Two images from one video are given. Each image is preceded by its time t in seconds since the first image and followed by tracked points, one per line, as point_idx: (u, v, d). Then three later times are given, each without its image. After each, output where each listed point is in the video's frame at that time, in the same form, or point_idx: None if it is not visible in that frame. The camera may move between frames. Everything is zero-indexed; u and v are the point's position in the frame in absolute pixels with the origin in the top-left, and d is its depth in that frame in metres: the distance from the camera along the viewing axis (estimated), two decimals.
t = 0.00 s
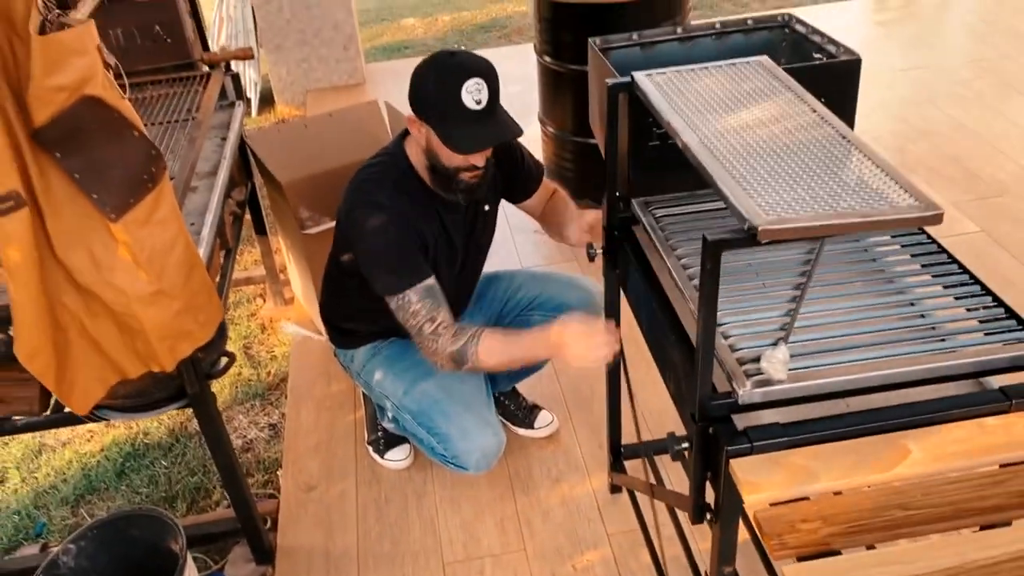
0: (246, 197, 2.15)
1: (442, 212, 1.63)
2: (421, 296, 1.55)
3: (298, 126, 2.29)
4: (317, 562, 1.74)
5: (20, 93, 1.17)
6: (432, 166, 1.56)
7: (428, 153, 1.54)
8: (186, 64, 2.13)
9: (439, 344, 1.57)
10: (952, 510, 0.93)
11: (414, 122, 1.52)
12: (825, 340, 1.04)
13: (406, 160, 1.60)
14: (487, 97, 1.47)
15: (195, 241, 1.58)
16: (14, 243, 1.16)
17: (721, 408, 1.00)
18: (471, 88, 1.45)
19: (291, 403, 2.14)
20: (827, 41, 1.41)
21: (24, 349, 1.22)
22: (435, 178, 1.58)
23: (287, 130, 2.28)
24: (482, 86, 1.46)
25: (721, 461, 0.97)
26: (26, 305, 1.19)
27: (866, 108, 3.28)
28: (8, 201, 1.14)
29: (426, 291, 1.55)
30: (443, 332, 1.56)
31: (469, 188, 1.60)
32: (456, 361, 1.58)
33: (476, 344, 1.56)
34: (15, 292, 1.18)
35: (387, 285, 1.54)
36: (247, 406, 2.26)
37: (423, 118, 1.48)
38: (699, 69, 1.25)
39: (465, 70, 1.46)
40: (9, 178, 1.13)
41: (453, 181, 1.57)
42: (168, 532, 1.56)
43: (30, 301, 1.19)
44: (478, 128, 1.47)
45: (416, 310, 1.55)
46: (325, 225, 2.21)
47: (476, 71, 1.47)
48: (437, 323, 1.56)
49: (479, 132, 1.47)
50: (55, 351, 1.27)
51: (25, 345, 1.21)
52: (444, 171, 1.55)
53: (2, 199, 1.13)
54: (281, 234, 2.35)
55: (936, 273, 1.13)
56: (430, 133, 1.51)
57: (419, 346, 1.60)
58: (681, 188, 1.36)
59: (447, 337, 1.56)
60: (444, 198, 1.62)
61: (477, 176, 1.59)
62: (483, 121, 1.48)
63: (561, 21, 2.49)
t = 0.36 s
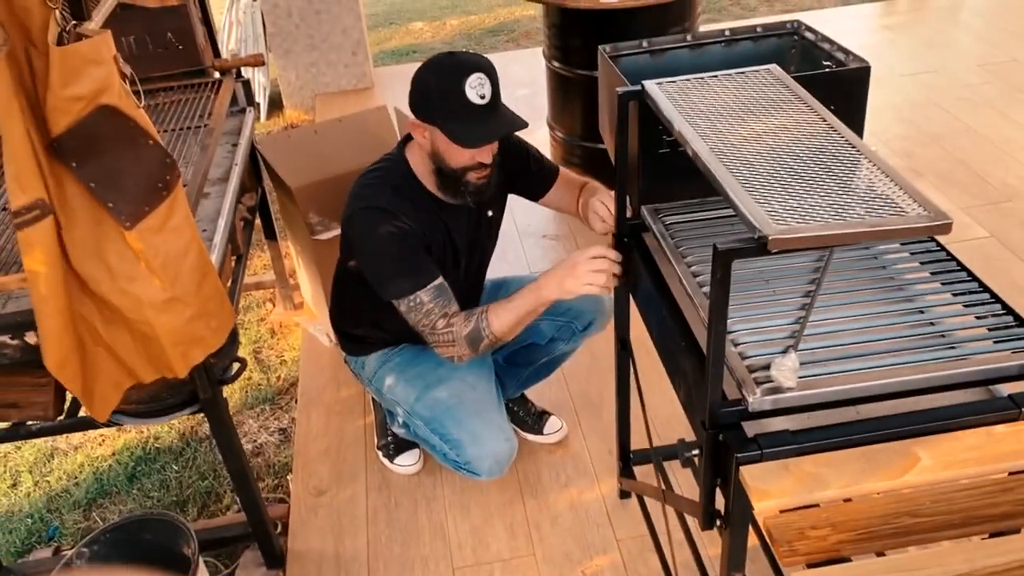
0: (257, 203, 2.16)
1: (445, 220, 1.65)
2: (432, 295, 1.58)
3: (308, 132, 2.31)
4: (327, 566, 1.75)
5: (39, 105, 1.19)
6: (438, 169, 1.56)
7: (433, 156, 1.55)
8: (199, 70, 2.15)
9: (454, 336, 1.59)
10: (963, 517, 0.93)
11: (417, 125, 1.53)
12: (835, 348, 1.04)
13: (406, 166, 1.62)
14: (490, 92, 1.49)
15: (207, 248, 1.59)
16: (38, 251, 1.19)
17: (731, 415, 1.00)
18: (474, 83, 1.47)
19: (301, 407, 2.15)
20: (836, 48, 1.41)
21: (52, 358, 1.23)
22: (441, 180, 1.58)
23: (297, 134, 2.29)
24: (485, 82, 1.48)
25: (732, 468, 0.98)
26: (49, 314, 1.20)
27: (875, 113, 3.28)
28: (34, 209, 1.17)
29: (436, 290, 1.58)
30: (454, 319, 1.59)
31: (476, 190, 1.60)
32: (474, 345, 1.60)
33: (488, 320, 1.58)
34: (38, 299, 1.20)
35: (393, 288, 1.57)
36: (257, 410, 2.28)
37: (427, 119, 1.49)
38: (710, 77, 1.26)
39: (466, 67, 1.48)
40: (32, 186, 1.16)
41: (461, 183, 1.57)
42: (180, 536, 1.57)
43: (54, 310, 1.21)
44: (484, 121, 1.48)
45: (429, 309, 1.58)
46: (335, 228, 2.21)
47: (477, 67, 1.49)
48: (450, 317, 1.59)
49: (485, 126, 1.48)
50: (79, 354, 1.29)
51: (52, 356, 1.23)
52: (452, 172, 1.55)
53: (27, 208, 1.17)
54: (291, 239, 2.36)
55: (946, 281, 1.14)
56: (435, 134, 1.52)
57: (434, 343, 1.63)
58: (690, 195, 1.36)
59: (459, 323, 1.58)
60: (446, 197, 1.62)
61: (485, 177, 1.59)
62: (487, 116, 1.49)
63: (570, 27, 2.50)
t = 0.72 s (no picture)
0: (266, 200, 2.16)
1: (443, 217, 1.67)
2: (438, 287, 1.57)
3: (318, 131, 2.29)
4: (337, 564, 1.74)
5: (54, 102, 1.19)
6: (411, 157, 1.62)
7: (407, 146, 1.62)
8: (208, 67, 2.15)
9: (467, 328, 1.57)
10: (982, 519, 0.93)
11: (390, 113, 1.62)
12: (851, 349, 1.03)
13: (396, 163, 1.64)
14: (444, 68, 1.54)
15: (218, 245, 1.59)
16: (56, 248, 1.17)
17: (747, 415, 1.00)
18: (428, 58, 1.54)
19: (310, 405, 2.15)
20: (850, 46, 1.40)
21: (77, 359, 1.22)
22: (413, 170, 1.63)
23: (306, 133, 2.28)
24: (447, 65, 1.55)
25: (748, 468, 0.97)
26: (71, 314, 1.19)
27: (885, 110, 3.26)
28: (55, 206, 1.16)
29: (441, 281, 1.57)
30: (466, 311, 1.57)
31: (442, 178, 1.59)
32: (489, 338, 1.58)
33: (505, 315, 1.56)
34: (57, 297, 1.18)
35: (396, 284, 1.57)
36: (267, 408, 2.29)
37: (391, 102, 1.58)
38: (723, 74, 1.26)
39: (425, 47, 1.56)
40: (52, 182, 1.15)
41: (426, 170, 1.59)
42: (190, 534, 1.57)
43: (75, 310, 1.19)
44: (433, 95, 1.53)
45: (437, 300, 1.58)
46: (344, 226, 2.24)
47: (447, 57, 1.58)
48: (460, 307, 1.57)
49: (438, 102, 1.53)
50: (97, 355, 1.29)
51: (76, 356, 1.22)
52: (417, 159, 1.59)
53: (50, 205, 1.16)
54: (300, 237, 2.36)
55: (962, 281, 1.13)
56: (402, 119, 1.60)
57: (445, 335, 1.61)
58: (704, 193, 1.36)
59: (472, 316, 1.57)
60: (430, 194, 1.63)
61: (452, 165, 1.58)
62: (440, 91, 1.54)
63: (579, 24, 2.49)
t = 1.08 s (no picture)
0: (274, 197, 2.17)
1: (439, 211, 1.66)
2: (435, 282, 1.57)
3: (324, 128, 2.32)
4: (345, 558, 1.75)
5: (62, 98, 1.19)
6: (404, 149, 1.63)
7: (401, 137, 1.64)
8: (216, 65, 2.17)
9: (467, 322, 1.56)
10: (990, 511, 0.93)
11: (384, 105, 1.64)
12: (860, 341, 1.03)
13: (391, 159, 1.66)
14: (435, 58, 1.56)
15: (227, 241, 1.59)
16: (64, 244, 1.17)
17: (755, 408, 1.00)
18: (419, 49, 1.56)
19: (318, 401, 2.16)
20: (857, 40, 1.40)
21: (83, 353, 1.22)
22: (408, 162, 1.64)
23: (314, 130, 2.32)
24: (432, 48, 1.56)
25: (756, 461, 0.97)
26: (77, 311, 1.19)
27: (892, 107, 3.26)
28: (62, 201, 1.16)
29: (438, 277, 1.57)
30: (466, 307, 1.56)
31: (435, 170, 1.60)
32: (488, 335, 1.57)
33: (507, 313, 1.56)
34: (66, 296, 1.18)
35: (392, 279, 1.57)
36: (274, 405, 2.31)
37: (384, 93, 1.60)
38: (730, 69, 1.26)
39: (416, 37, 1.58)
40: (61, 180, 1.15)
41: (419, 162, 1.60)
42: (199, 528, 1.58)
43: (84, 306, 1.20)
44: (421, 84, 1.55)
45: (435, 296, 1.56)
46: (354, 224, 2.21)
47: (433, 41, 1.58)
48: (459, 303, 1.56)
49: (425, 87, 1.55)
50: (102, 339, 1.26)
51: (83, 350, 1.22)
52: (410, 150, 1.61)
53: (57, 201, 1.15)
54: (308, 234, 2.36)
55: (970, 273, 1.13)
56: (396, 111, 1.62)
57: (444, 334, 1.59)
58: (713, 188, 1.36)
59: (473, 311, 1.56)
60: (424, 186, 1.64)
61: (445, 157, 1.59)
62: (431, 81, 1.55)
63: (586, 21, 2.49)
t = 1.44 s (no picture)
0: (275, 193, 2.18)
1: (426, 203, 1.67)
2: (399, 286, 1.60)
3: (326, 125, 2.30)
4: (347, 553, 1.75)
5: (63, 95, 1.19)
6: (411, 149, 1.60)
7: (405, 136, 1.59)
8: (218, 61, 2.16)
9: (418, 333, 1.61)
10: (989, 507, 0.93)
11: (382, 108, 1.59)
12: (860, 338, 1.03)
13: (382, 149, 1.65)
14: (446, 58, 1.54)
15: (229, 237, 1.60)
16: (66, 240, 1.18)
17: (754, 404, 1.00)
18: (429, 51, 1.53)
19: (320, 397, 2.16)
20: (858, 37, 1.41)
21: (86, 350, 1.23)
22: (417, 160, 1.60)
23: (316, 128, 2.29)
24: (439, 49, 1.54)
25: (756, 457, 0.98)
26: (82, 304, 1.20)
27: (894, 103, 3.25)
28: (64, 198, 1.16)
29: (405, 281, 1.60)
30: (419, 320, 1.60)
31: (454, 162, 1.62)
32: (436, 348, 1.62)
33: (459, 327, 1.60)
34: (69, 289, 1.19)
35: (373, 274, 1.59)
36: (277, 401, 2.32)
37: (392, 97, 1.55)
38: (731, 65, 1.26)
39: (415, 37, 1.53)
40: (62, 177, 1.15)
41: (437, 158, 1.60)
42: (201, 524, 1.58)
43: (86, 303, 1.20)
44: (443, 86, 1.54)
45: (394, 300, 1.61)
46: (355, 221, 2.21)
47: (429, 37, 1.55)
48: (415, 312, 1.61)
49: (450, 89, 1.54)
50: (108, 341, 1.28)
51: (86, 348, 1.22)
52: (427, 149, 1.59)
53: (58, 198, 1.16)
54: (309, 230, 2.37)
55: (971, 270, 1.13)
56: (402, 113, 1.57)
57: (397, 336, 1.64)
58: (714, 184, 1.36)
59: (424, 326, 1.60)
60: (432, 178, 1.64)
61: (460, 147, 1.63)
62: (446, 83, 1.54)
63: (587, 17, 2.49)
